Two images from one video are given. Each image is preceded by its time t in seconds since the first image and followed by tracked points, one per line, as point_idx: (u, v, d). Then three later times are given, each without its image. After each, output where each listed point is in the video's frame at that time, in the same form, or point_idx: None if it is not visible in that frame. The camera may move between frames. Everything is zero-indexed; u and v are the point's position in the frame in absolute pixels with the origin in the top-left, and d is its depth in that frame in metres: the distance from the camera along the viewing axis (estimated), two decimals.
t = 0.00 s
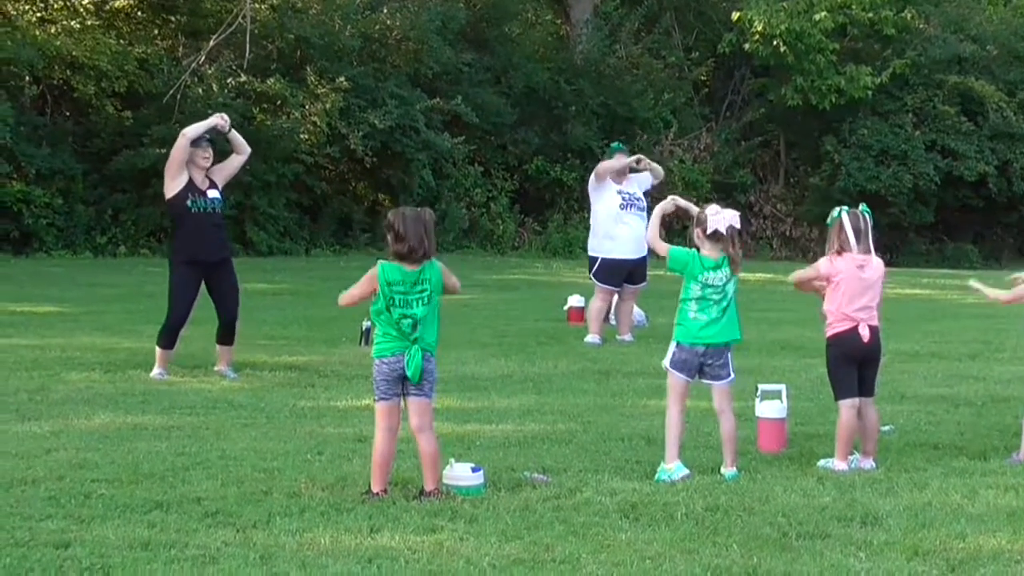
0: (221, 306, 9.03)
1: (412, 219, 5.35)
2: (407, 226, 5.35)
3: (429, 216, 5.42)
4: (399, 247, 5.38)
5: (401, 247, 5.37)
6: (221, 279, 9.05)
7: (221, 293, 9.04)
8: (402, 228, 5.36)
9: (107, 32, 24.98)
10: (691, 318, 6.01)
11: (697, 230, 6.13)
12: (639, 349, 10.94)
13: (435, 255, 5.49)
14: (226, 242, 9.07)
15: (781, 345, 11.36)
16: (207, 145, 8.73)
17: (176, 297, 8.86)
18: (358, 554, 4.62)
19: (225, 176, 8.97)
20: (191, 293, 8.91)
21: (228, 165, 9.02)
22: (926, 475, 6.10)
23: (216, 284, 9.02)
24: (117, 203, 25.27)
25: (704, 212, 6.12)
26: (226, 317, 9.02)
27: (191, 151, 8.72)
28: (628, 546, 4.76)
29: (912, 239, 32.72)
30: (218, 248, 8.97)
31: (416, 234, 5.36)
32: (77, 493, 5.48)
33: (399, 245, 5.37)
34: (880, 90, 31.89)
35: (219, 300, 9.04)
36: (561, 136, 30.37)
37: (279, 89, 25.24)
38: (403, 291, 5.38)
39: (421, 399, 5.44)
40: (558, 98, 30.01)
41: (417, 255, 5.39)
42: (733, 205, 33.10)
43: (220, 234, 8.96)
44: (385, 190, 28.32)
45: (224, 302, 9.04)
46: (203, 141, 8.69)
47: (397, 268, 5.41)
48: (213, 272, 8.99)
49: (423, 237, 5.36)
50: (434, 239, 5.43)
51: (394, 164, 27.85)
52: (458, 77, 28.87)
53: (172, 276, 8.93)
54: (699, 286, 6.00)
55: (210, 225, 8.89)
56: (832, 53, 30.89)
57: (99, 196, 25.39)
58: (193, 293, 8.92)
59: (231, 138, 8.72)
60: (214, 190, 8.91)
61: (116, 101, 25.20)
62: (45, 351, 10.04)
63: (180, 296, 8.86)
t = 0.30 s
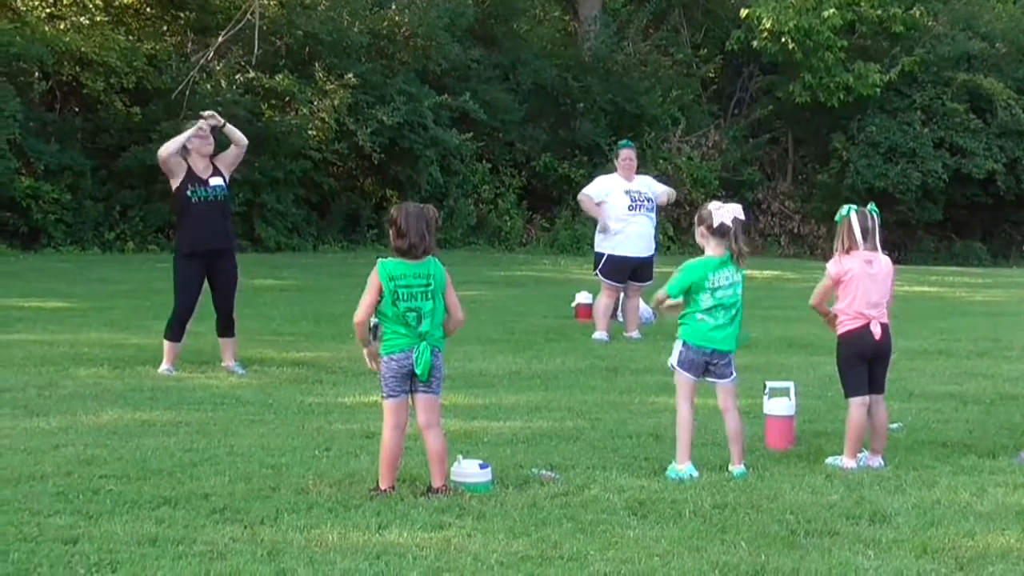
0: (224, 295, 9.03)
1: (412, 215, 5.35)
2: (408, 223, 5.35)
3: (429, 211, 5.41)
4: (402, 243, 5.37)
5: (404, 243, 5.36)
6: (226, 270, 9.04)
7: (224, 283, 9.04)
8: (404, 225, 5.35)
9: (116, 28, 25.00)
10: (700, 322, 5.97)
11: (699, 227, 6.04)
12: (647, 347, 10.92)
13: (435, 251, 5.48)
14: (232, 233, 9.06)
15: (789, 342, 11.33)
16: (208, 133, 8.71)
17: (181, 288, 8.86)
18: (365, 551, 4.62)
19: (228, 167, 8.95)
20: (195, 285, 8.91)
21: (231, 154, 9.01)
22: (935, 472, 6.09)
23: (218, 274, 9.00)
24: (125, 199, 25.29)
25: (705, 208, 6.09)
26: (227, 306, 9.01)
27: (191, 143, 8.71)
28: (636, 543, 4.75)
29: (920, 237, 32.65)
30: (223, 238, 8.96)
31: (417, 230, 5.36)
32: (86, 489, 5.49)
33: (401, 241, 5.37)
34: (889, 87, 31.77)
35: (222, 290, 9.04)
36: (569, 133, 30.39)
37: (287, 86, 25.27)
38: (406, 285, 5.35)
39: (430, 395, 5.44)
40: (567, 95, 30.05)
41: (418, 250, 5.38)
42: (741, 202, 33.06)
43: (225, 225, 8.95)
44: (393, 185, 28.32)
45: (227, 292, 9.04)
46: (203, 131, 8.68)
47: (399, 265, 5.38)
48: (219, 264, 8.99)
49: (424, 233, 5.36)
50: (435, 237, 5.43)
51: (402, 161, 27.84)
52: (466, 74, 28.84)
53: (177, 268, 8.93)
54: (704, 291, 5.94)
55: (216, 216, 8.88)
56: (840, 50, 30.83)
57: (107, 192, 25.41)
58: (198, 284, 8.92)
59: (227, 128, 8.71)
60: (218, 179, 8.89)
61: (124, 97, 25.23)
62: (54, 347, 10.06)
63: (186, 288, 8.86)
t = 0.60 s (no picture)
0: (235, 293, 9.03)
1: (428, 215, 5.35)
2: (423, 222, 5.35)
3: (443, 212, 5.41)
4: (416, 242, 5.37)
5: (418, 242, 5.36)
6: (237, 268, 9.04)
7: (235, 281, 9.04)
8: (420, 224, 5.35)
9: (130, 27, 25.06)
10: (712, 332, 5.90)
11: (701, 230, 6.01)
12: (660, 347, 10.89)
13: (448, 251, 5.49)
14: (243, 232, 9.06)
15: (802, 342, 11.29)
16: (222, 134, 8.78)
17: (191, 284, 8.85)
18: (377, 550, 4.61)
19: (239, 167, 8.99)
20: (206, 283, 8.91)
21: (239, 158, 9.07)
22: (948, 474, 6.05)
23: (229, 271, 9.00)
24: (139, 197, 25.33)
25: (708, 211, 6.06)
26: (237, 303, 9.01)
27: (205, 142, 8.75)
28: (649, 544, 4.74)
29: (933, 238, 32.52)
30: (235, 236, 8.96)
31: (431, 229, 5.35)
32: (98, 487, 5.49)
33: (415, 240, 5.36)
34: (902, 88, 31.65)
35: (232, 287, 9.04)
36: (582, 133, 30.38)
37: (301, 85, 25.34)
38: (420, 284, 5.34)
39: (442, 396, 5.43)
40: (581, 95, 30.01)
41: (432, 250, 5.38)
42: (754, 202, 32.98)
43: (237, 223, 8.96)
44: (406, 185, 28.31)
45: (238, 290, 9.06)
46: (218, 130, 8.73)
47: (412, 264, 5.37)
48: (230, 261, 8.99)
49: (438, 233, 5.36)
50: (447, 237, 5.42)
51: (415, 160, 27.82)
52: (479, 73, 28.85)
53: (187, 265, 8.92)
54: (720, 297, 5.87)
55: (228, 213, 8.89)
56: (854, 51, 30.78)
57: (120, 190, 25.45)
58: (210, 282, 8.92)
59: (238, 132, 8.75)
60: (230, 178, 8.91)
61: (138, 96, 25.29)
62: (67, 345, 10.08)
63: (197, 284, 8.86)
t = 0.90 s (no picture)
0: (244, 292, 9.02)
1: (438, 214, 5.36)
2: (435, 221, 5.36)
3: (455, 212, 5.41)
4: (428, 243, 5.37)
5: (429, 243, 5.37)
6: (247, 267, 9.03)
7: (244, 281, 9.03)
8: (432, 224, 5.36)
9: (142, 27, 25.11)
10: (728, 339, 5.86)
11: (713, 231, 6.00)
12: (670, 348, 10.87)
13: (461, 251, 5.49)
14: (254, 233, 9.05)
15: (811, 344, 11.27)
16: (236, 139, 8.77)
17: (201, 282, 8.85)
18: (388, 551, 4.60)
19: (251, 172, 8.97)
20: (216, 282, 8.90)
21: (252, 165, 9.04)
22: (959, 475, 6.02)
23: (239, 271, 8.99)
24: (149, 197, 25.37)
25: (719, 214, 6.03)
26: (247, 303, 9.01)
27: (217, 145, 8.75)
28: (659, 545, 4.72)
29: (944, 240, 32.43)
30: (245, 236, 8.95)
31: (443, 230, 5.36)
32: (108, 487, 5.49)
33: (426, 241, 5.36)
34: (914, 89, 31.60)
35: (241, 287, 9.03)
36: (593, 133, 30.40)
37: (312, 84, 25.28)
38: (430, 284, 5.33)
39: (452, 395, 5.42)
40: (591, 95, 30.00)
41: (444, 250, 5.37)
42: (765, 204, 32.94)
43: (248, 223, 8.95)
44: (417, 185, 28.32)
45: (247, 289, 9.05)
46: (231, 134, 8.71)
47: (422, 264, 5.36)
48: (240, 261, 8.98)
49: (449, 233, 5.37)
50: (458, 236, 5.43)
51: (426, 161, 27.82)
52: (490, 74, 28.87)
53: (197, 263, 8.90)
54: (731, 300, 5.87)
55: (238, 213, 8.89)
56: (865, 52, 30.74)
57: (131, 190, 25.50)
58: (220, 281, 8.91)
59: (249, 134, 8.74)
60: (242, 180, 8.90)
61: (149, 95, 25.33)
62: (79, 344, 10.10)
63: (207, 282, 8.85)
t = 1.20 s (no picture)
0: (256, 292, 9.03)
1: (443, 215, 5.34)
2: (438, 222, 5.34)
3: (461, 210, 5.39)
4: (435, 243, 5.35)
5: (435, 242, 5.35)
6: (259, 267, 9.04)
7: (256, 280, 9.04)
8: (436, 225, 5.33)
9: (154, 26, 25.16)
10: (748, 339, 5.85)
11: (732, 230, 5.99)
12: (681, 348, 10.86)
13: (469, 249, 5.47)
14: (266, 233, 9.06)
15: (823, 345, 11.25)
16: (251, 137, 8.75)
17: (214, 281, 8.86)
18: (399, 550, 4.59)
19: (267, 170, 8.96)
20: (229, 282, 8.92)
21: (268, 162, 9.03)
22: (971, 477, 6.00)
23: (251, 270, 9.00)
24: (162, 196, 25.41)
25: (738, 214, 6.01)
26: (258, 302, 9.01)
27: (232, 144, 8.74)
28: (671, 545, 4.71)
29: (956, 241, 32.33)
30: (257, 235, 8.96)
31: (447, 229, 5.34)
32: (120, 485, 5.50)
33: (432, 240, 5.35)
34: (926, 90, 31.50)
35: (252, 286, 9.03)
36: (605, 134, 30.43)
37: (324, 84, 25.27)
38: (445, 284, 5.33)
39: (468, 395, 5.41)
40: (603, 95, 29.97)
41: (452, 250, 5.36)
42: (777, 204, 32.89)
43: (260, 222, 8.96)
44: (429, 185, 28.34)
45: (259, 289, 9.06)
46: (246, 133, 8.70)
47: (434, 263, 5.35)
48: (252, 260, 8.98)
49: (455, 233, 5.35)
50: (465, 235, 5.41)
51: (439, 161, 27.84)
52: (502, 73, 28.88)
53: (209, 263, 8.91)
54: (749, 300, 5.85)
55: (251, 212, 8.89)
56: (878, 53, 30.66)
57: (143, 188, 25.56)
58: (232, 280, 8.93)
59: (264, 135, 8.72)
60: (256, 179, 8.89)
61: (162, 95, 25.38)
62: (91, 343, 10.12)
63: (219, 281, 8.86)
